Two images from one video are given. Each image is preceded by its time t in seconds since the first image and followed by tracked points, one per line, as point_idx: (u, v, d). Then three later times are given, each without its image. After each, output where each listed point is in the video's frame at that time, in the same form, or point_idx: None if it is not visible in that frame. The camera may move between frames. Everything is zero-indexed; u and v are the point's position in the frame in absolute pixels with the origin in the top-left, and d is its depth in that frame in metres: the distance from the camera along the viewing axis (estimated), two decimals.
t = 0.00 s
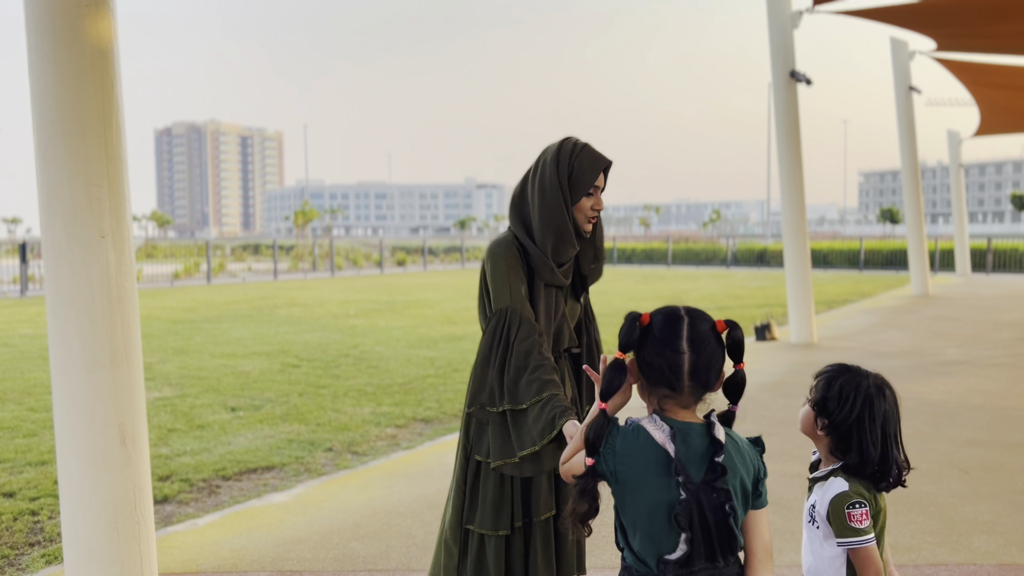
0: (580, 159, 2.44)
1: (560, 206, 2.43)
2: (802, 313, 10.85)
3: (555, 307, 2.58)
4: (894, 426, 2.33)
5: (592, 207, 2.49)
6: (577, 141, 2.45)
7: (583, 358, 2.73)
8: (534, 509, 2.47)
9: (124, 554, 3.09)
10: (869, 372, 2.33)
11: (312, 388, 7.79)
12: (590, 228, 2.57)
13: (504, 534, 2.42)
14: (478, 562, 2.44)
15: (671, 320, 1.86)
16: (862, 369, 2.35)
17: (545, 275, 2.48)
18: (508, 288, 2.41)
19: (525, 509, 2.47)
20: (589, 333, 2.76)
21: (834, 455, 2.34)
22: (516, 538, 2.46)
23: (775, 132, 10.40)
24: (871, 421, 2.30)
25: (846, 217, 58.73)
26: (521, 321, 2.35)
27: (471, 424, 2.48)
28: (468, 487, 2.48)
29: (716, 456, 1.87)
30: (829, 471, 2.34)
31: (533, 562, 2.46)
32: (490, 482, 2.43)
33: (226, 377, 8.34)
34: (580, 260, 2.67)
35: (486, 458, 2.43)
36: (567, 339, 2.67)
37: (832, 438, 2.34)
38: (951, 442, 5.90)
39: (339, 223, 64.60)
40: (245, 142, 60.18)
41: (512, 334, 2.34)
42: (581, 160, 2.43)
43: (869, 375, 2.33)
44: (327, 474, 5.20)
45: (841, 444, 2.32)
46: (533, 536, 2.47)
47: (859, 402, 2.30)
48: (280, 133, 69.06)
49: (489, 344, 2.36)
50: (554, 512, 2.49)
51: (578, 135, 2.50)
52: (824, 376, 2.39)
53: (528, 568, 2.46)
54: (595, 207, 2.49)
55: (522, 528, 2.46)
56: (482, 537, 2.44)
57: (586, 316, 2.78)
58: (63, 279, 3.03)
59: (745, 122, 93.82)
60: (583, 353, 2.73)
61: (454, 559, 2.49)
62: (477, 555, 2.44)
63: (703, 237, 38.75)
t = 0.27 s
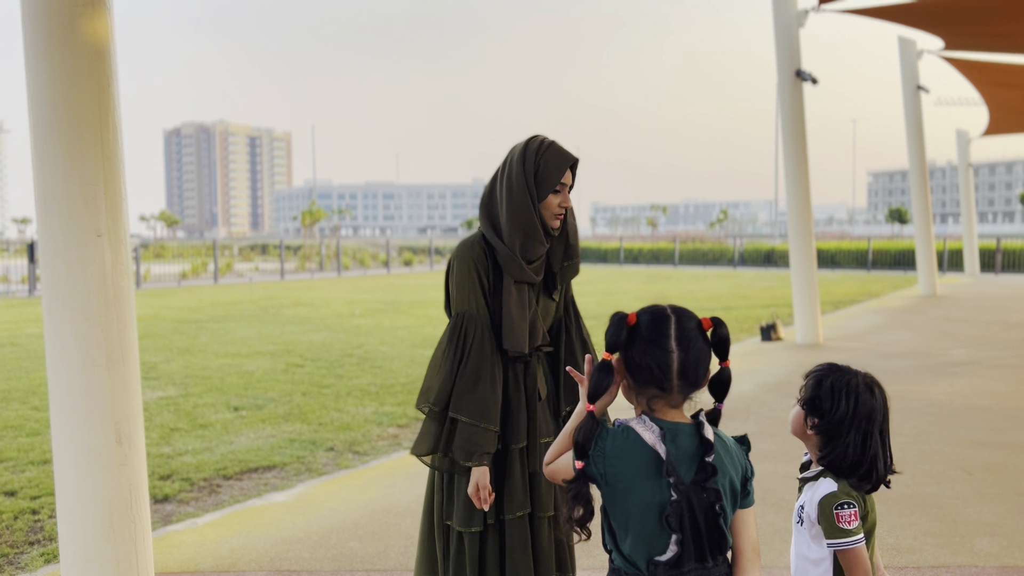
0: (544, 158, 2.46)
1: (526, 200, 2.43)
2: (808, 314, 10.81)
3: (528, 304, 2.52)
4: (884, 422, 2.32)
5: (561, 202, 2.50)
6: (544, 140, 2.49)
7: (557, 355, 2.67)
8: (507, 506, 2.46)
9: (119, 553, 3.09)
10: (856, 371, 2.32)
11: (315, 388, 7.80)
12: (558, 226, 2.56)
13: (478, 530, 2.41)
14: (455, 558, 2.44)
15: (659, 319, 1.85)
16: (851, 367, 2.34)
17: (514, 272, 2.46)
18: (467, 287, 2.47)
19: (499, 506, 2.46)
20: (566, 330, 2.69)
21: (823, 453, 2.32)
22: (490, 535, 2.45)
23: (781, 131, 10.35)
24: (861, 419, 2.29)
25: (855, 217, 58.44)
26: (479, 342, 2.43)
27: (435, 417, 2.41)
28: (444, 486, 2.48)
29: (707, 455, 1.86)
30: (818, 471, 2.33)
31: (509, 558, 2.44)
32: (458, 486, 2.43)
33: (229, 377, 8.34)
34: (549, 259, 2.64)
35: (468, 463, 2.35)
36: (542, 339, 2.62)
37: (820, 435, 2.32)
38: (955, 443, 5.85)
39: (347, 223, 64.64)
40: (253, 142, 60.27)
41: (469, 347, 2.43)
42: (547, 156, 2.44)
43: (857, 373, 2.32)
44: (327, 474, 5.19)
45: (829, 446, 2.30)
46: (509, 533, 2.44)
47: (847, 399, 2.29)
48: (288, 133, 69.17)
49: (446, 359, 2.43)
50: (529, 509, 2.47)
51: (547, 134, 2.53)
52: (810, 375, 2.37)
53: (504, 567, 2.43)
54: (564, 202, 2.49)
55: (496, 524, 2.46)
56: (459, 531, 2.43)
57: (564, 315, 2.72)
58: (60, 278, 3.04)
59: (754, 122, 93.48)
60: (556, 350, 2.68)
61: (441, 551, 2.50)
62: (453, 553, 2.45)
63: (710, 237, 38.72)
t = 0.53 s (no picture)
0: (507, 156, 2.57)
1: (489, 198, 2.53)
2: (818, 314, 10.76)
3: (492, 300, 2.62)
4: (894, 420, 2.29)
5: (526, 199, 2.59)
6: (506, 141, 2.60)
7: (527, 353, 2.80)
8: (473, 498, 2.55)
9: (122, 550, 3.10)
10: (864, 368, 2.30)
11: (324, 387, 7.81)
12: (524, 223, 2.65)
13: (443, 523, 2.53)
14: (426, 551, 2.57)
15: (659, 315, 1.84)
16: (856, 364, 2.33)
17: (478, 268, 2.56)
18: (432, 283, 2.57)
19: (466, 500, 2.56)
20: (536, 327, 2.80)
21: (835, 454, 2.30)
22: (459, 527, 2.55)
23: (791, 129, 10.31)
24: (871, 416, 2.26)
25: (869, 216, 58.06)
26: (434, 342, 2.54)
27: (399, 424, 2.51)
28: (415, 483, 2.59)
29: (707, 455, 1.85)
30: (828, 470, 2.31)
31: (477, 548, 2.53)
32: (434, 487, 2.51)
33: (237, 376, 8.36)
34: (519, 257, 2.70)
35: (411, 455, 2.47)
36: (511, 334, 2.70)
37: (831, 435, 2.30)
38: (964, 443, 5.81)
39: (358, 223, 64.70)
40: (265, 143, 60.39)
41: (428, 344, 2.53)
42: (509, 156, 2.56)
43: (864, 370, 2.30)
44: (333, 473, 5.19)
45: (842, 444, 2.27)
46: (481, 526, 2.54)
47: (856, 397, 2.27)
48: (300, 133, 69.31)
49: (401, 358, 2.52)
50: (501, 502, 2.58)
51: (512, 134, 2.64)
52: (822, 370, 2.36)
53: (472, 560, 2.52)
54: (528, 199, 2.59)
55: (464, 518, 2.56)
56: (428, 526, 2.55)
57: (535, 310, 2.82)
58: (63, 275, 3.05)
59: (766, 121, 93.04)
60: (526, 349, 2.81)
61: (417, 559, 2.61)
62: (425, 543, 2.58)
63: (721, 236, 38.71)
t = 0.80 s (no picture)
0: (472, 157, 2.60)
1: (456, 198, 2.55)
2: (831, 313, 10.70)
3: (467, 298, 2.61)
4: (893, 420, 2.27)
5: (494, 199, 2.61)
6: (472, 143, 2.62)
7: (506, 351, 2.81)
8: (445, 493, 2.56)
9: (129, 547, 3.11)
10: (867, 365, 2.29)
11: (334, 385, 7.82)
12: (495, 224, 2.66)
13: (416, 517, 2.55)
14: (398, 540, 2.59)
15: (661, 314, 1.82)
16: (858, 363, 2.31)
17: (449, 269, 2.57)
18: (402, 284, 2.58)
19: (440, 492, 2.57)
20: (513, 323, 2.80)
21: (835, 454, 2.29)
22: (431, 522, 2.57)
23: (803, 127, 10.26)
24: (872, 415, 2.24)
25: (884, 214, 57.70)
26: (408, 341, 2.55)
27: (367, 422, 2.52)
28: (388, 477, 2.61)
29: (702, 452, 1.84)
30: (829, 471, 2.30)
31: (446, 540, 2.53)
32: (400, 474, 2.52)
33: (249, 374, 8.39)
34: (494, 258, 2.70)
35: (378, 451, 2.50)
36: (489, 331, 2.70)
37: (832, 435, 2.28)
38: (978, 443, 5.75)
39: (372, 222, 64.89)
40: (280, 142, 60.66)
41: (399, 344, 2.54)
42: (473, 156, 2.59)
43: (864, 368, 2.28)
44: (341, 472, 5.20)
45: (843, 446, 2.26)
46: (450, 520, 2.54)
47: (855, 399, 2.25)
48: (314, 133, 69.55)
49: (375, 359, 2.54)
50: (473, 497, 2.58)
51: (483, 134, 2.67)
52: (820, 372, 2.34)
53: (440, 552, 2.52)
54: (496, 199, 2.61)
55: (437, 513, 2.57)
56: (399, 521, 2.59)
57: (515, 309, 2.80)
58: (71, 273, 3.06)
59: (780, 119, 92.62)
60: (505, 347, 2.81)
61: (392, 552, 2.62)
62: (398, 534, 2.60)
63: (734, 235, 38.73)
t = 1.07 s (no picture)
0: (456, 151, 2.67)
1: (441, 192, 2.62)
2: (845, 312, 10.63)
3: (458, 290, 2.68)
4: (888, 412, 2.23)
5: (477, 190, 2.65)
6: (460, 140, 2.69)
7: (498, 344, 2.82)
8: (435, 479, 2.63)
9: (138, 546, 3.12)
10: (861, 363, 2.26)
11: (345, 384, 7.83)
12: (481, 216, 2.71)
13: (410, 504, 2.62)
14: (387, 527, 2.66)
15: (653, 320, 1.79)
16: (853, 360, 2.27)
17: (436, 260, 2.65)
18: (396, 274, 2.64)
19: (432, 478, 2.64)
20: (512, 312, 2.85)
21: (833, 453, 2.26)
22: (420, 508, 2.64)
23: (817, 124, 10.18)
24: (871, 412, 2.21)
25: (899, 212, 57.31)
26: (404, 331, 2.59)
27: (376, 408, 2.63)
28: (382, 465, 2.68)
29: (704, 448, 1.83)
30: (828, 470, 2.28)
31: (432, 525, 2.60)
32: (397, 457, 2.62)
33: (261, 372, 8.42)
34: (483, 250, 2.76)
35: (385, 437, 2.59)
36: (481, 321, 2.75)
37: (828, 435, 2.25)
38: (993, 443, 5.69)
39: (385, 221, 65.00)
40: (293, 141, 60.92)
41: (394, 335, 2.59)
42: (458, 150, 2.67)
43: (855, 365, 2.24)
44: (351, 470, 5.20)
45: (840, 445, 2.23)
46: (438, 508, 2.61)
47: (849, 396, 2.20)
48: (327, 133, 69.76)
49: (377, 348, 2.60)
50: (461, 484, 2.66)
51: (470, 130, 2.73)
52: (808, 375, 2.30)
53: (427, 534, 2.60)
54: (480, 190, 2.65)
55: (427, 499, 2.64)
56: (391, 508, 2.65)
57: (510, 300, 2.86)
58: (79, 273, 3.07)
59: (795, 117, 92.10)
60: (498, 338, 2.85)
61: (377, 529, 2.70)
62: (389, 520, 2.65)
63: (748, 234, 38.57)
